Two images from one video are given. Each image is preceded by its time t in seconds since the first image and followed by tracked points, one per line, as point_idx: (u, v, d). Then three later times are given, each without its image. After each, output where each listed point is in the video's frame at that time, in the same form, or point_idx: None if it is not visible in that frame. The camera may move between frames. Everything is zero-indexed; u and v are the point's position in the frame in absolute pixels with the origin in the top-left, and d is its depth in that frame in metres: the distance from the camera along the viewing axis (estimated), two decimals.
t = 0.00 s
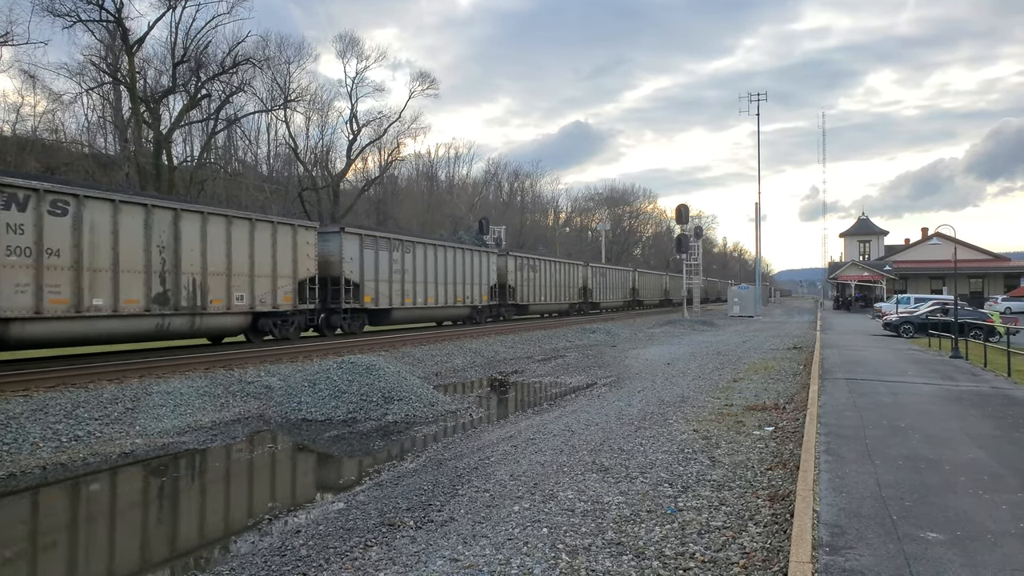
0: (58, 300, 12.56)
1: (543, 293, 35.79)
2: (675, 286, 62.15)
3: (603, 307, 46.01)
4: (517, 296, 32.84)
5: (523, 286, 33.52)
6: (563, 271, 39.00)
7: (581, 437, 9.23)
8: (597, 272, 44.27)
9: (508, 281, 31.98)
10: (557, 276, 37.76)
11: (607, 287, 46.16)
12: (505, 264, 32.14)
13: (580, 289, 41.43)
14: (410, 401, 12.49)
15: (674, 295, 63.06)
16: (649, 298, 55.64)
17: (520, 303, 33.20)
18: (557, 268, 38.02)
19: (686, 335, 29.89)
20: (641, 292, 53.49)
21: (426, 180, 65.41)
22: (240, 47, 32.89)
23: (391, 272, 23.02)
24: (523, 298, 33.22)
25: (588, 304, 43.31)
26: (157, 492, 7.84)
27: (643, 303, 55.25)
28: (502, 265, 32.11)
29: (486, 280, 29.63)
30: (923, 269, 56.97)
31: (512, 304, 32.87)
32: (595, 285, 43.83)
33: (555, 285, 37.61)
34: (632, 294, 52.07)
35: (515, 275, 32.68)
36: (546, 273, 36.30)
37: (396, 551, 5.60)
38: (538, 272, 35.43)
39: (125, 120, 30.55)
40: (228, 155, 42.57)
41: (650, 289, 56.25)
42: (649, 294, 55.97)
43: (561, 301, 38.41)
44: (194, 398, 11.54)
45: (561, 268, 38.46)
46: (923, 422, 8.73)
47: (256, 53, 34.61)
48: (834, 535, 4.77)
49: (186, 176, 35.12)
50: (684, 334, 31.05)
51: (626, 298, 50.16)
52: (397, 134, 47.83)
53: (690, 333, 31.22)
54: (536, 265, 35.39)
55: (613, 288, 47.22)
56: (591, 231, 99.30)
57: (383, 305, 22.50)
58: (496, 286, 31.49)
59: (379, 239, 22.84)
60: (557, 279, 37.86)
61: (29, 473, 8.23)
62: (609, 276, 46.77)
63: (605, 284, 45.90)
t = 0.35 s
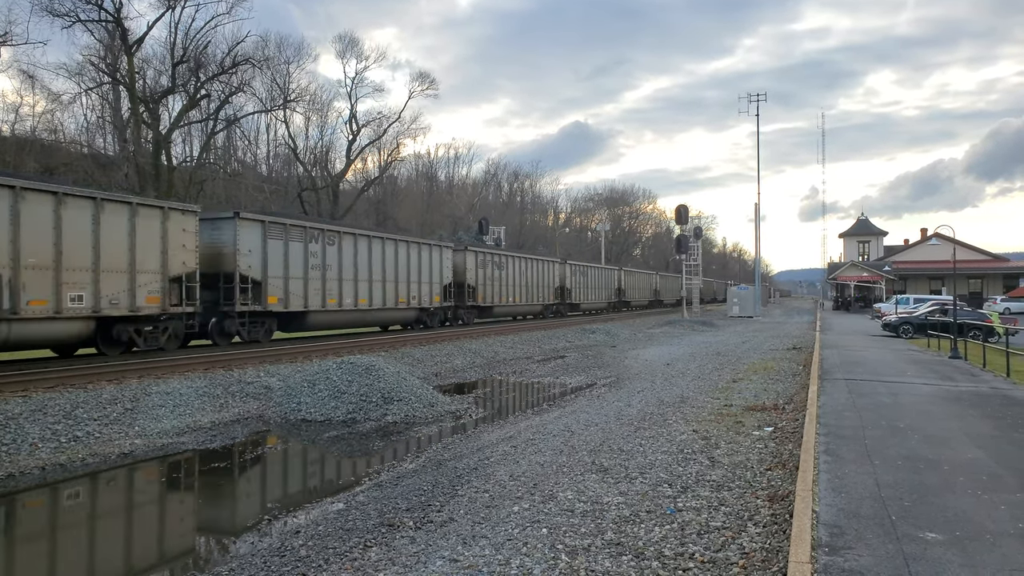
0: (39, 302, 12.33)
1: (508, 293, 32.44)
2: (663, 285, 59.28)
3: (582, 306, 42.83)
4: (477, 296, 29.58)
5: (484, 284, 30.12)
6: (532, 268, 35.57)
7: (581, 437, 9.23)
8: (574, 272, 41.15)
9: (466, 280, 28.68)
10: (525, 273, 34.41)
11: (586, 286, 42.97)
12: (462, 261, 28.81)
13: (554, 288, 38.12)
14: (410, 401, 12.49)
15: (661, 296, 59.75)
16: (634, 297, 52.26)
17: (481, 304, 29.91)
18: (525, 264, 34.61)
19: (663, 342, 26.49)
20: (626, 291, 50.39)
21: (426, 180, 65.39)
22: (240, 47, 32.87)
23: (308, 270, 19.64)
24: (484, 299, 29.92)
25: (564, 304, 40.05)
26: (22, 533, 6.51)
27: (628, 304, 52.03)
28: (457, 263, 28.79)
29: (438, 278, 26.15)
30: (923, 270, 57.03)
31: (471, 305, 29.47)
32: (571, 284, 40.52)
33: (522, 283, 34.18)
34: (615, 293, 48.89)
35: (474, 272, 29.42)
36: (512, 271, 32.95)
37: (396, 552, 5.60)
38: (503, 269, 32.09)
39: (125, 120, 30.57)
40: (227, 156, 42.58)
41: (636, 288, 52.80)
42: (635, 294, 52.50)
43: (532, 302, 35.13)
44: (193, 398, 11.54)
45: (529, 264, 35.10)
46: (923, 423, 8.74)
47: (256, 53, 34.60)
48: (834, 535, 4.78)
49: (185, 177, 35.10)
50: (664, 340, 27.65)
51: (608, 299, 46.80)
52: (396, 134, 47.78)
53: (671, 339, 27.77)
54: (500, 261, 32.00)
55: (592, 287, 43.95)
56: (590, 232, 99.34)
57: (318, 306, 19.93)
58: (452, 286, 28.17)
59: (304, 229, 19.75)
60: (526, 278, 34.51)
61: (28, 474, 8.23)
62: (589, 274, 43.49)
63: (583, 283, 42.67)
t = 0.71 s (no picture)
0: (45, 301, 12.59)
1: (462, 294, 28.50)
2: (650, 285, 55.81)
3: (559, 308, 38.97)
4: (424, 297, 25.79)
5: (433, 283, 26.35)
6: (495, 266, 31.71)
7: (581, 438, 9.21)
8: (549, 271, 37.30)
9: (409, 277, 24.90)
10: (487, 271, 30.58)
11: (562, 286, 39.10)
12: (403, 256, 25.06)
13: (523, 288, 34.18)
14: (410, 402, 12.48)
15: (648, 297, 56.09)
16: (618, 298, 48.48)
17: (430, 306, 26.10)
18: (485, 262, 30.65)
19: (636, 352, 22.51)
20: (609, 292, 46.86)
21: (426, 182, 65.34)
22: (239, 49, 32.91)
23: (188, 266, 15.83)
24: (432, 301, 26.11)
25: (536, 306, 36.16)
26: None
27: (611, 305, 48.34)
28: (399, 260, 25.10)
29: (373, 277, 22.50)
30: (923, 270, 57.04)
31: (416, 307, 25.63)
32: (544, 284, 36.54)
33: (484, 282, 30.31)
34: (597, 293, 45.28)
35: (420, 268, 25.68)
36: (470, 270, 29.11)
37: (396, 553, 5.60)
38: (458, 268, 28.32)
39: (125, 122, 30.62)
40: (227, 158, 42.59)
41: (619, 289, 48.95)
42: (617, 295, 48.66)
43: (495, 303, 31.26)
44: (193, 400, 11.53)
45: (491, 261, 31.18)
46: (923, 423, 8.75)
47: (256, 55, 34.64)
48: (835, 536, 4.76)
49: (184, 178, 35.09)
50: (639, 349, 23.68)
51: (588, 300, 42.94)
52: (396, 135, 47.75)
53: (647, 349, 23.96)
54: (454, 257, 28.17)
55: (569, 287, 40.13)
56: (590, 232, 99.35)
57: (268, 310, 18.10)
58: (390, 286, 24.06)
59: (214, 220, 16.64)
60: (488, 277, 30.65)
61: (27, 475, 8.21)
62: (566, 274, 39.64)
63: (558, 283, 38.67)
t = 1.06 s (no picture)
0: (47, 303, 12.45)
1: (404, 294, 23.92)
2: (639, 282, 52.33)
3: (532, 310, 34.76)
4: (354, 298, 21.24)
5: (366, 282, 21.85)
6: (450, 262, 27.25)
7: (582, 439, 9.19)
8: (520, 267, 33.03)
9: (333, 275, 20.50)
10: (440, 268, 26.09)
11: (536, 285, 34.82)
12: (327, 249, 20.60)
13: (488, 288, 29.79)
14: (411, 403, 12.47)
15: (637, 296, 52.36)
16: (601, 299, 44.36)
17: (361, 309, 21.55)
18: (436, 258, 26.10)
19: (607, 371, 17.94)
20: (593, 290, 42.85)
21: (427, 182, 65.32)
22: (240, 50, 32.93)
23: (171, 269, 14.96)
24: (365, 303, 21.63)
25: (503, 306, 31.92)
26: None
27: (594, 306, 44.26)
28: (322, 252, 20.59)
29: (281, 273, 18.18)
30: (924, 271, 56.95)
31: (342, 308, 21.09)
32: (512, 282, 32.20)
33: (434, 280, 25.81)
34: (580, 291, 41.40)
35: (348, 263, 21.17)
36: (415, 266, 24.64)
37: (397, 553, 5.60)
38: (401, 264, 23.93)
39: (126, 123, 30.67)
40: (227, 158, 42.61)
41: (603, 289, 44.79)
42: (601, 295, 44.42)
43: (450, 303, 26.81)
44: (194, 400, 11.53)
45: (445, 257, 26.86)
46: (924, 423, 8.74)
47: (257, 56, 34.66)
48: (835, 536, 4.76)
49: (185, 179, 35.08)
50: (608, 366, 18.98)
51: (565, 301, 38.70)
52: (396, 136, 47.73)
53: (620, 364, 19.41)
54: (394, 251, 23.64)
55: (545, 286, 35.93)
56: (591, 233, 99.31)
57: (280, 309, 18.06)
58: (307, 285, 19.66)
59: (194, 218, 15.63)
60: (441, 274, 26.21)
61: (30, 475, 8.22)
62: (541, 271, 35.37)
63: (531, 281, 34.36)
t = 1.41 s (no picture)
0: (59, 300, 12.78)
1: (327, 294, 20.25)
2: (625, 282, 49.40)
3: (497, 311, 31.32)
4: (255, 298, 17.66)
5: (272, 278, 18.29)
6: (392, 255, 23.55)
7: (583, 439, 9.18)
8: (481, 264, 29.53)
9: (226, 271, 16.80)
10: (377, 263, 22.43)
11: (501, 284, 31.36)
12: (219, 237, 16.78)
13: (441, 286, 26.18)
14: (411, 403, 12.47)
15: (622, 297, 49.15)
16: (579, 301, 40.94)
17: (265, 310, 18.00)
18: (371, 251, 22.35)
19: (549, 395, 14.32)
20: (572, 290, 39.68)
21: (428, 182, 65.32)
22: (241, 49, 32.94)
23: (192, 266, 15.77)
24: (269, 303, 18.07)
25: (461, 307, 28.51)
26: None
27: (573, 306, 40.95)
28: (213, 241, 16.80)
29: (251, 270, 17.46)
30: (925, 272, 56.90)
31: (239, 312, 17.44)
32: (470, 280, 28.70)
33: (369, 277, 22.12)
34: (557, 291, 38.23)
35: (248, 255, 17.56)
36: (344, 261, 21.02)
37: (398, 552, 5.60)
38: (325, 258, 20.30)
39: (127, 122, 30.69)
40: (229, 158, 42.62)
41: (583, 290, 41.54)
42: (580, 296, 41.01)
43: (391, 304, 23.17)
44: (195, 400, 11.53)
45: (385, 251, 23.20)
46: (925, 424, 8.74)
47: (258, 56, 34.66)
48: (836, 537, 4.76)
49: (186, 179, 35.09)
50: (556, 388, 15.36)
51: (538, 301, 35.38)
52: (397, 136, 47.72)
53: (574, 385, 15.76)
54: (316, 242, 19.98)
55: (513, 285, 32.49)
56: (592, 233, 99.24)
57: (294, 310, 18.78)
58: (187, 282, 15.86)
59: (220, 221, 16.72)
60: (379, 270, 22.54)
61: (30, 474, 8.22)
62: (506, 269, 31.90)
63: (496, 280, 30.88)
